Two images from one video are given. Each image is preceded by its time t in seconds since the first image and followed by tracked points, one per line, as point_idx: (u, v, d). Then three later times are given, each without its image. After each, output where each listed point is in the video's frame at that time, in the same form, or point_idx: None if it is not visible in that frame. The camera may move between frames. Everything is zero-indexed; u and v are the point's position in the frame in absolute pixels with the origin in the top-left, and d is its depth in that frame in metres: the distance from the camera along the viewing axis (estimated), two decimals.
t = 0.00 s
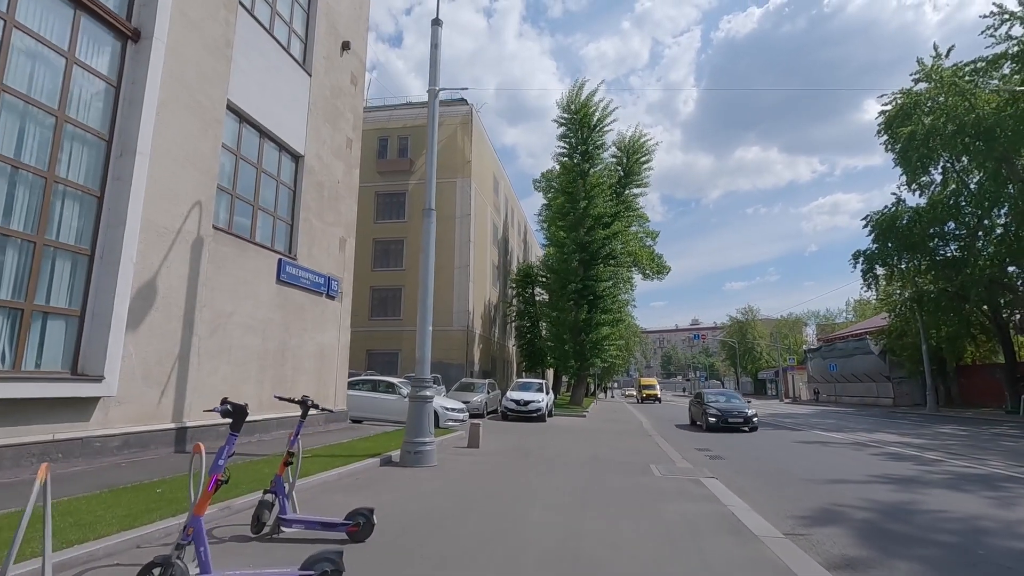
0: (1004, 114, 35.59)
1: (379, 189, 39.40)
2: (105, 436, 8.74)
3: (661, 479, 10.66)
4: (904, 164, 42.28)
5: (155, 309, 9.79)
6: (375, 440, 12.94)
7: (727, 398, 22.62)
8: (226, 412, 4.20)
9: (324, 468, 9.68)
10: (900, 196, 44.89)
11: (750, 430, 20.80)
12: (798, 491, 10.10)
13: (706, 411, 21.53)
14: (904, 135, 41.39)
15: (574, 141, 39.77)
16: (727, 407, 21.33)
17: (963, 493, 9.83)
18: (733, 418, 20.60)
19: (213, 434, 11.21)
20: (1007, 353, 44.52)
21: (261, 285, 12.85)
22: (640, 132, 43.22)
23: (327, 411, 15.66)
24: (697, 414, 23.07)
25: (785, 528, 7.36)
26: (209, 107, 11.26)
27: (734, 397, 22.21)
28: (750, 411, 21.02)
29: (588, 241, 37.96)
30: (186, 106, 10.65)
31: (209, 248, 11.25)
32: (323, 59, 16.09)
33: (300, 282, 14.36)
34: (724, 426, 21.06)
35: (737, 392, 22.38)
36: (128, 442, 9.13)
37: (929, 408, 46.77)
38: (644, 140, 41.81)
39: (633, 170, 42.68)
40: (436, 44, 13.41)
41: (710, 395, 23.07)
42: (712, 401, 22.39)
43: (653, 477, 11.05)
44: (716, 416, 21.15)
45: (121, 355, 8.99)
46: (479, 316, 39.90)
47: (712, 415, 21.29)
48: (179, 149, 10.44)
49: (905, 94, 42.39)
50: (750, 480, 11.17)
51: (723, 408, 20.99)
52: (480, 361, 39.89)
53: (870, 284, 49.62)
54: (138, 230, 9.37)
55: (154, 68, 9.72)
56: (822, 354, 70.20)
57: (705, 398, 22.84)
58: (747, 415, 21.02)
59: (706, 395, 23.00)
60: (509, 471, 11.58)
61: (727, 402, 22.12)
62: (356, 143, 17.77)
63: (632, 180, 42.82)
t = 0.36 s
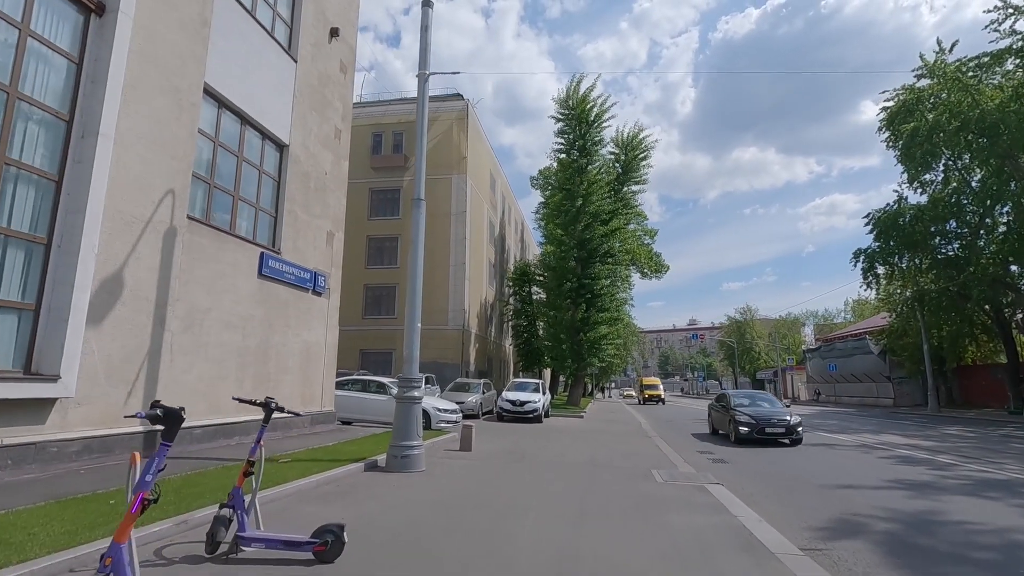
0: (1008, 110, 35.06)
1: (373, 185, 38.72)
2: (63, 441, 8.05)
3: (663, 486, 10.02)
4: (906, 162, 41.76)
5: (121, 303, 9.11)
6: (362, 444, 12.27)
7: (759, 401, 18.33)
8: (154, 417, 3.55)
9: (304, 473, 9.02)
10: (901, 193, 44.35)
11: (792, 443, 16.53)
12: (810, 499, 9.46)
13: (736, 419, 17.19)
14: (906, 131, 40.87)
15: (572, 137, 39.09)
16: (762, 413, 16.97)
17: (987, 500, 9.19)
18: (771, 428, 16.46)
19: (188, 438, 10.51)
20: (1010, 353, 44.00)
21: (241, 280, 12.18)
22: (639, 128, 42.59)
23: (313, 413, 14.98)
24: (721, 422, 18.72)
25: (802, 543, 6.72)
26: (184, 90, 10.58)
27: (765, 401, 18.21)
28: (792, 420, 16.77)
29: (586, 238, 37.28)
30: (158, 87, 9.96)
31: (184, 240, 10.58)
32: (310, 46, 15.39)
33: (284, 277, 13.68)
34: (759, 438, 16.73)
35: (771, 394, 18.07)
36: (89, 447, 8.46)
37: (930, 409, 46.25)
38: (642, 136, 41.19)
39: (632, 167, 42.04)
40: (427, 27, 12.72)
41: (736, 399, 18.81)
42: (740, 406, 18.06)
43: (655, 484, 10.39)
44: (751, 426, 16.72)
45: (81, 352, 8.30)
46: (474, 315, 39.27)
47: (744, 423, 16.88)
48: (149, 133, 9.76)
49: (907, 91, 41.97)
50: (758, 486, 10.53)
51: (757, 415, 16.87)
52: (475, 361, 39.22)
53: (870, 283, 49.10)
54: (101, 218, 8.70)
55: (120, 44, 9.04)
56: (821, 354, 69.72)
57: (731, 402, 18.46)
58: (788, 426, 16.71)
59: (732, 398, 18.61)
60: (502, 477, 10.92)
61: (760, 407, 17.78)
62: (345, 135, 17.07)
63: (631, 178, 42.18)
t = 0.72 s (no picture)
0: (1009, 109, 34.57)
1: (365, 184, 38.09)
2: (7, 449, 7.39)
3: (662, 497, 9.37)
4: (906, 162, 41.28)
5: (76, 298, 8.45)
6: (342, 451, 11.62)
7: (811, 409, 13.42)
8: (45, 422, 2.94)
9: (275, 482, 8.37)
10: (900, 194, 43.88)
11: (868, 470, 11.72)
12: (818, 511, 8.85)
13: (786, 436, 12.34)
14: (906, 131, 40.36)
15: (568, 136, 38.55)
16: (822, 428, 12.09)
17: (1008, 511, 8.57)
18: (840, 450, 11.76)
19: (154, 444, 9.85)
20: (1011, 356, 43.51)
21: (215, 276, 11.54)
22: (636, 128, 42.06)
23: (295, 416, 14.31)
24: (759, 438, 13.90)
25: (813, 561, 6.09)
26: (151, 73, 9.94)
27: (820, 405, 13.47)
28: (865, 437, 11.93)
29: (582, 239, 36.70)
30: (122, 69, 9.33)
31: (151, 232, 9.93)
32: (293, 34, 14.73)
33: (263, 274, 13.02)
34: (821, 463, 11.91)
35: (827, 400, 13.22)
36: (39, 454, 7.81)
37: (930, 412, 45.73)
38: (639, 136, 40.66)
39: (629, 167, 41.51)
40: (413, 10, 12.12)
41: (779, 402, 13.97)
42: (787, 417, 13.19)
43: (652, 493, 9.75)
44: (809, 448, 11.82)
45: (28, 351, 7.64)
46: (468, 317, 38.65)
47: (798, 443, 12.00)
48: (110, 118, 9.11)
49: (906, 90, 41.53)
50: (761, 496, 9.91)
51: (816, 428, 12.13)
52: (470, 364, 38.55)
53: (869, 285, 48.58)
54: (53, 205, 8.06)
55: (77, 20, 8.40)
56: (820, 357, 69.13)
57: (773, 411, 13.58)
58: (862, 445, 11.84)
59: (774, 406, 13.74)
60: (490, 486, 10.27)
61: (816, 417, 12.93)
62: (331, 129, 16.41)
63: (628, 178, 41.63)
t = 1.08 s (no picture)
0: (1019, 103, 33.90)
1: (363, 181, 37.51)
2: None
3: (668, 504, 8.76)
4: (912, 159, 40.56)
5: (37, 290, 7.85)
6: (331, 454, 11.04)
7: (935, 418, 8.79)
8: None
9: (251, 488, 7.76)
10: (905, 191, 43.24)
11: None
12: (836, 519, 8.23)
13: (915, 462, 7.66)
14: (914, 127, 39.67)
15: (569, 132, 37.90)
16: (977, 446, 7.46)
17: None
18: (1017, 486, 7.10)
19: (126, 447, 9.25)
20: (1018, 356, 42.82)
21: (197, 270, 10.95)
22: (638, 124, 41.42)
23: (283, 417, 13.73)
24: (853, 466, 9.26)
25: None
26: (123, 51, 9.32)
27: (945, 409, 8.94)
28: None
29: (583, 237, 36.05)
30: (91, 46, 8.75)
31: (124, 221, 9.34)
32: (281, 18, 14.10)
33: (248, 268, 12.42)
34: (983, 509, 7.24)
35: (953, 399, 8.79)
36: None
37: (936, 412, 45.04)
38: (641, 132, 40.03)
39: (631, 163, 40.85)
40: None
41: (882, 406, 9.33)
42: (904, 431, 8.56)
43: (659, 500, 9.10)
44: (968, 484, 7.08)
45: None
46: (468, 316, 38.04)
47: (948, 478, 7.23)
48: (78, 98, 8.51)
49: (912, 86, 40.84)
50: (774, 501, 9.30)
51: (967, 450, 7.48)
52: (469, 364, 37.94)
53: (874, 284, 47.88)
54: (8, 189, 7.48)
55: None
56: (824, 357, 68.38)
57: (876, 423, 8.96)
58: None
59: (875, 414, 9.08)
60: (484, 492, 9.66)
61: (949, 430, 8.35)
62: (321, 118, 15.78)
63: (629, 174, 40.98)
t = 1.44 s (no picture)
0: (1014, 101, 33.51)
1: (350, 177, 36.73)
2: None
3: (661, 517, 8.12)
4: (906, 157, 40.16)
5: None
6: (303, 461, 10.34)
7: None
8: None
9: (203, 502, 7.05)
10: (899, 191, 42.88)
11: None
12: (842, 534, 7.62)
13: None
14: (908, 124, 39.34)
15: (560, 129, 37.27)
16: None
17: None
18: None
19: (73, 454, 8.50)
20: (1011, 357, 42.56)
21: (159, 263, 10.23)
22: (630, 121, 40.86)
23: (256, 420, 13.01)
24: None
25: None
26: (72, 23, 8.58)
27: None
28: None
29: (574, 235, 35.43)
30: (34, 16, 8.04)
31: (73, 209, 8.60)
32: None
33: (217, 262, 11.69)
34: None
35: None
36: None
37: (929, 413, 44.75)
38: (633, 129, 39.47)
39: (623, 161, 40.29)
40: None
41: None
42: None
43: (652, 513, 8.47)
44: None
45: None
46: (457, 315, 37.34)
47: None
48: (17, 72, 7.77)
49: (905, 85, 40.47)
50: (774, 513, 8.68)
51: None
52: (458, 364, 37.25)
53: (868, 284, 47.50)
54: None
55: None
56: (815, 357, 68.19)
57: None
58: None
59: None
60: (465, 503, 8.99)
61: None
62: (300, 107, 15.03)
63: (621, 172, 40.42)
